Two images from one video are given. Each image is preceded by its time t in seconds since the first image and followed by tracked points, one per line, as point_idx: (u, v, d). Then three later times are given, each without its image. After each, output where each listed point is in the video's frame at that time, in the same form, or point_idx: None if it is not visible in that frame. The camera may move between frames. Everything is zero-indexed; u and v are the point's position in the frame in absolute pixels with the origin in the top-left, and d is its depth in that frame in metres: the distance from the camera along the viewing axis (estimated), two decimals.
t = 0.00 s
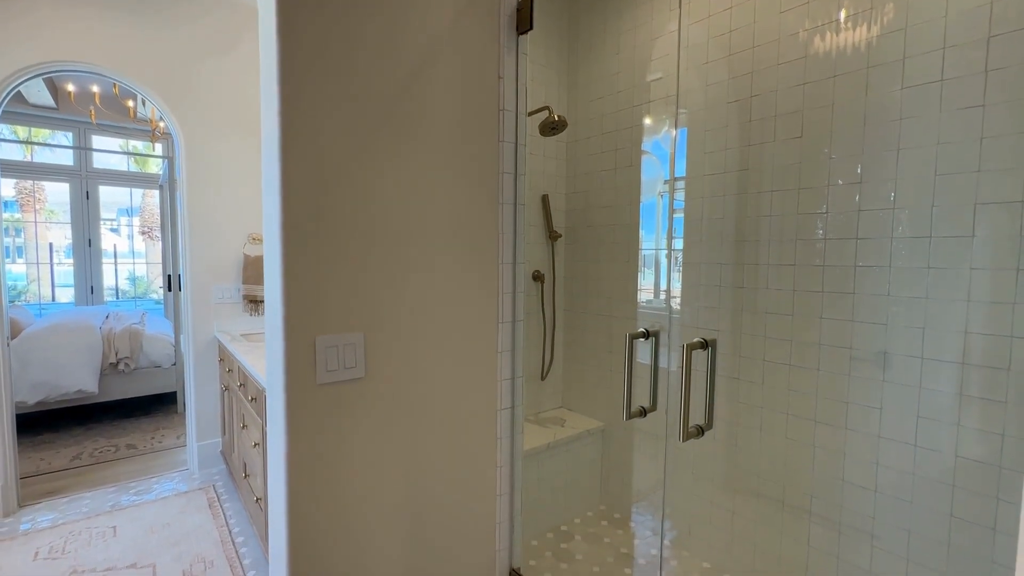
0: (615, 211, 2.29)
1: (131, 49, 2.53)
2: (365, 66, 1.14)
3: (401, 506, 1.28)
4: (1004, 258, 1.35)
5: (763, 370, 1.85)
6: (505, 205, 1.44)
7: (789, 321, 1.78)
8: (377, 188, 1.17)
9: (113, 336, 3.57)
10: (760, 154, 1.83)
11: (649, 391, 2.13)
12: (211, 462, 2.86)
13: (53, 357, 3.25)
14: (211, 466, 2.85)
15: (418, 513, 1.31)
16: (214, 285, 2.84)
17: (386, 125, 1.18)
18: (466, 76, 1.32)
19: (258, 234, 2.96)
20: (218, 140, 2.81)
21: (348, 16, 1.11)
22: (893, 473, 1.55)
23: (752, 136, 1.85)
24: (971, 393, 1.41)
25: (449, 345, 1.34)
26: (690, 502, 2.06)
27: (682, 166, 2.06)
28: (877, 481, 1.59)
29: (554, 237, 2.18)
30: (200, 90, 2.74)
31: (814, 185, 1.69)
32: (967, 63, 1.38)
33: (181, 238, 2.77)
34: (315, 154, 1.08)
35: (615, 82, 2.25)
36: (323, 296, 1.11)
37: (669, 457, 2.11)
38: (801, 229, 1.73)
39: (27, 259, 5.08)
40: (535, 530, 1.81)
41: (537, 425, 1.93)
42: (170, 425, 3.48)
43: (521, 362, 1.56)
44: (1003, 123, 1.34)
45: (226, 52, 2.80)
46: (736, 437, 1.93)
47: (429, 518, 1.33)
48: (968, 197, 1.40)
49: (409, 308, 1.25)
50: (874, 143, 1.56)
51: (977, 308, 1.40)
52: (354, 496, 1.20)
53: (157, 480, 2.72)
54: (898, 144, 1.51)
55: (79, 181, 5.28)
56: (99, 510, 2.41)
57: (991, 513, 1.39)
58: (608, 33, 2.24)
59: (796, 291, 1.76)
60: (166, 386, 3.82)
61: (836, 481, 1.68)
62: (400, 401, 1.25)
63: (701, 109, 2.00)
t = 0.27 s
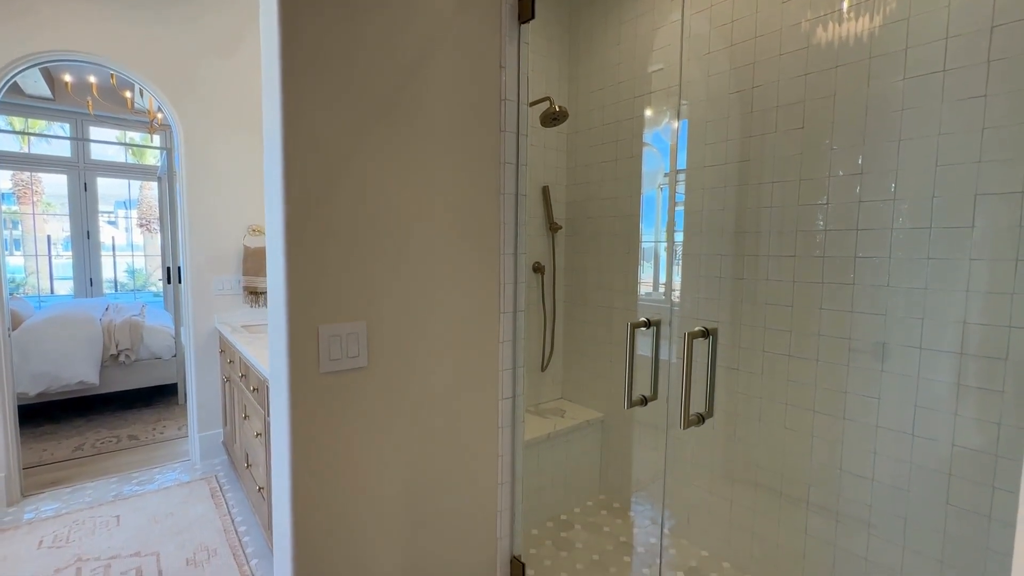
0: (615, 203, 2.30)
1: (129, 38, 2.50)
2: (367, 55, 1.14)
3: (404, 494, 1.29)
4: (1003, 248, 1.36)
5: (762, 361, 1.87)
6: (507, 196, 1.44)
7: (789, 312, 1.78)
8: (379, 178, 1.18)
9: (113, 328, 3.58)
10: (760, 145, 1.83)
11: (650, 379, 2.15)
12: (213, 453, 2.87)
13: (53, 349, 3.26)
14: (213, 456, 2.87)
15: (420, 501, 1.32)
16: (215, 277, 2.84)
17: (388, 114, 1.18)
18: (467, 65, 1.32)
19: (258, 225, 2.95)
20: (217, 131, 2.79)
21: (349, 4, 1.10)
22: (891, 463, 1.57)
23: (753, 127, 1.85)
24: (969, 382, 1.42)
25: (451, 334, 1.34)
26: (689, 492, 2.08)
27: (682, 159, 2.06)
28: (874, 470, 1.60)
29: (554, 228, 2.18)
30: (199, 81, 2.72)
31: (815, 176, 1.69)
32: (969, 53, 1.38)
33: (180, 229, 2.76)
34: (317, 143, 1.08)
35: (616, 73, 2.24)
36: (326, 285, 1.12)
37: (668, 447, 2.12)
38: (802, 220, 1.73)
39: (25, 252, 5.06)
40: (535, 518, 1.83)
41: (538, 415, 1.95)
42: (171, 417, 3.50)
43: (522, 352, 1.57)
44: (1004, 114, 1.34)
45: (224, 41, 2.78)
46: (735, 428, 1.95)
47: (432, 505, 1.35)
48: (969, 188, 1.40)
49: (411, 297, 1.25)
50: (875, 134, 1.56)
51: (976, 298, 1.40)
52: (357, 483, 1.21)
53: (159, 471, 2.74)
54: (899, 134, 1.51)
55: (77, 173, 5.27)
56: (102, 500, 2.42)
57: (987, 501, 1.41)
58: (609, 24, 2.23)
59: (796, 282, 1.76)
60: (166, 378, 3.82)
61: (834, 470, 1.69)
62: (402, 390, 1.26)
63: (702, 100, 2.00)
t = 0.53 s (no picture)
0: (617, 194, 2.32)
1: (128, 27, 2.49)
2: (371, 44, 1.14)
3: (408, 481, 1.31)
4: (1002, 239, 1.37)
5: (762, 352, 1.88)
6: (509, 186, 1.45)
7: (789, 303, 1.80)
8: (382, 167, 1.18)
9: (114, 319, 3.58)
10: (762, 136, 1.84)
11: (650, 366, 2.17)
12: (216, 443, 2.89)
13: (55, 340, 3.26)
14: (216, 446, 2.89)
15: (424, 488, 1.34)
16: (216, 268, 2.84)
17: (392, 104, 1.18)
18: (471, 55, 1.32)
19: (259, 216, 2.95)
20: (217, 122, 2.78)
21: None
22: (888, 451, 1.59)
23: (755, 118, 1.85)
24: (966, 372, 1.44)
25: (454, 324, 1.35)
26: (688, 481, 2.10)
27: (686, 149, 2.05)
28: (872, 458, 1.62)
29: (555, 220, 2.21)
30: (199, 71, 2.70)
31: (816, 166, 1.70)
32: (971, 44, 1.38)
33: (181, 220, 2.76)
34: (321, 133, 1.09)
35: (618, 64, 2.25)
36: (331, 274, 1.12)
37: (668, 437, 2.15)
38: (803, 211, 1.74)
39: (23, 244, 5.05)
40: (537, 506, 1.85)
41: (539, 405, 1.96)
42: (173, 407, 3.52)
43: (525, 342, 1.58)
44: (1005, 105, 1.34)
45: (224, 31, 2.76)
46: (735, 418, 1.96)
47: (436, 492, 1.37)
48: (969, 178, 1.41)
49: (414, 286, 1.26)
50: (876, 125, 1.56)
51: (975, 289, 1.42)
52: (362, 470, 1.22)
53: (162, 460, 2.76)
54: (901, 126, 1.52)
55: (75, 165, 5.25)
56: (106, 489, 2.44)
57: (982, 488, 1.43)
58: (612, 15, 2.24)
59: (796, 273, 1.77)
60: (168, 369, 3.84)
61: (832, 458, 1.71)
62: (406, 378, 1.27)
63: (704, 90, 1.99)
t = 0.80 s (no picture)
0: (618, 185, 2.34)
1: (128, 17, 2.47)
2: (376, 35, 1.15)
3: (413, 468, 1.33)
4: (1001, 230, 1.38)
5: (761, 343, 1.90)
6: (512, 177, 1.46)
7: (788, 294, 1.82)
8: (387, 158, 1.19)
9: (116, 310, 3.59)
10: (763, 128, 1.84)
11: (653, 354, 2.18)
12: (220, 433, 2.92)
13: (58, 331, 3.28)
14: (220, 436, 2.92)
15: (429, 475, 1.36)
16: (219, 260, 2.86)
17: (396, 95, 1.19)
18: (475, 46, 1.33)
19: (262, 208, 2.96)
20: (219, 113, 2.78)
21: None
22: (885, 440, 1.61)
23: (756, 110, 1.86)
24: (963, 362, 1.45)
25: (458, 313, 1.37)
26: (688, 470, 2.13)
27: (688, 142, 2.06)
28: (868, 447, 1.65)
29: (558, 212, 2.26)
30: (200, 61, 2.70)
31: (818, 159, 1.71)
32: (973, 36, 1.39)
33: (184, 211, 2.77)
34: (327, 123, 1.10)
35: (620, 55, 2.26)
36: (338, 263, 1.14)
37: (667, 426, 2.17)
38: (804, 203, 1.75)
39: (24, 235, 5.06)
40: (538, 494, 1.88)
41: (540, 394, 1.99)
42: (177, 398, 3.55)
43: (527, 332, 1.60)
44: (1005, 97, 1.35)
45: (225, 21, 2.75)
46: (734, 407, 1.99)
47: (440, 479, 1.39)
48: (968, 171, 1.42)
49: (419, 275, 1.28)
50: (877, 117, 1.57)
51: (973, 280, 1.43)
52: (369, 457, 1.24)
53: (167, 450, 2.79)
54: (902, 118, 1.52)
55: (75, 156, 5.24)
56: (112, 478, 2.47)
57: (977, 477, 1.45)
58: (614, 7, 2.25)
59: (796, 264, 1.79)
60: (171, 360, 3.86)
61: (829, 447, 1.74)
62: (411, 367, 1.29)
63: (706, 82, 2.00)
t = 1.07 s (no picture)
0: (620, 177, 2.36)
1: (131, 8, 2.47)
2: (383, 28, 1.16)
3: (420, 455, 1.36)
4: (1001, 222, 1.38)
5: (761, 334, 1.92)
6: (517, 169, 1.47)
7: (789, 285, 1.83)
8: (394, 149, 1.20)
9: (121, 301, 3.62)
10: (766, 121, 1.85)
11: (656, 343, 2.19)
12: (225, 422, 2.96)
13: (64, 322, 3.31)
14: (225, 425, 2.95)
15: (435, 462, 1.39)
16: (224, 251, 2.88)
17: (403, 87, 1.20)
18: (480, 39, 1.33)
19: (265, 200, 2.99)
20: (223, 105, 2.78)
21: None
22: (882, 429, 1.63)
23: (759, 103, 1.87)
24: (961, 352, 1.47)
25: (463, 303, 1.39)
26: (688, 459, 2.16)
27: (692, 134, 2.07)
28: (866, 436, 1.67)
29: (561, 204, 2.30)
30: (204, 52, 2.70)
31: (820, 151, 1.72)
32: (976, 29, 1.39)
33: (188, 203, 2.78)
34: (335, 115, 1.11)
35: (624, 48, 2.26)
36: (346, 253, 1.16)
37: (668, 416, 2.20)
38: (805, 196, 1.77)
39: (25, 227, 5.09)
40: (541, 482, 1.91)
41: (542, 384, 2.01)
42: (182, 388, 3.58)
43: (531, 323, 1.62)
44: (1006, 90, 1.36)
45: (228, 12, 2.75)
46: (734, 398, 2.01)
47: (446, 467, 1.42)
48: (969, 163, 1.43)
49: (425, 266, 1.30)
50: (879, 110, 1.58)
51: (972, 271, 1.44)
52: (376, 443, 1.27)
53: (174, 439, 2.83)
54: (904, 111, 1.53)
55: (78, 148, 5.25)
56: (120, 466, 2.51)
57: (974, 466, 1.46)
58: None
59: (797, 256, 1.80)
60: (175, 351, 3.90)
61: (828, 436, 1.77)
62: (418, 356, 1.31)
63: (709, 74, 2.00)
